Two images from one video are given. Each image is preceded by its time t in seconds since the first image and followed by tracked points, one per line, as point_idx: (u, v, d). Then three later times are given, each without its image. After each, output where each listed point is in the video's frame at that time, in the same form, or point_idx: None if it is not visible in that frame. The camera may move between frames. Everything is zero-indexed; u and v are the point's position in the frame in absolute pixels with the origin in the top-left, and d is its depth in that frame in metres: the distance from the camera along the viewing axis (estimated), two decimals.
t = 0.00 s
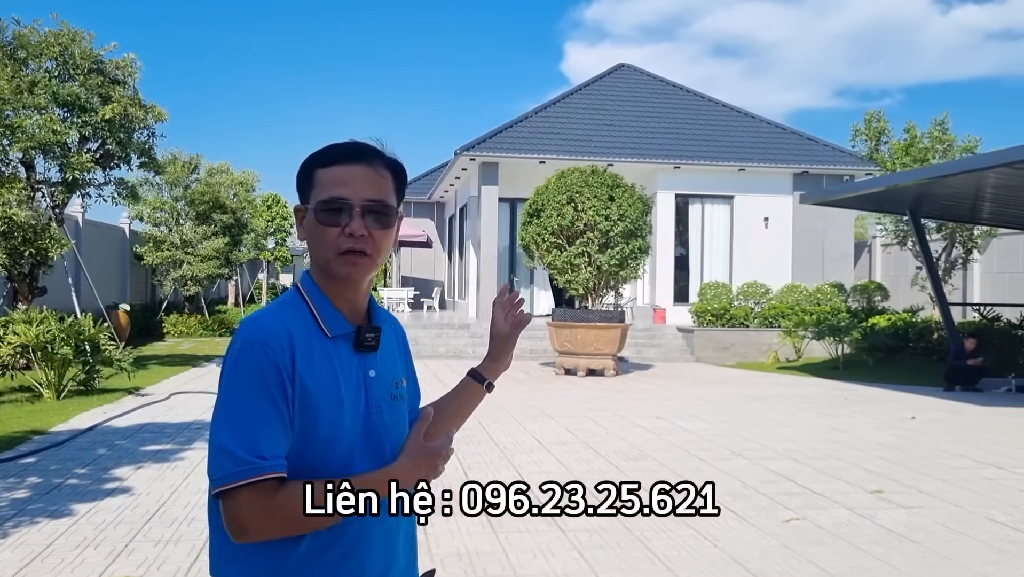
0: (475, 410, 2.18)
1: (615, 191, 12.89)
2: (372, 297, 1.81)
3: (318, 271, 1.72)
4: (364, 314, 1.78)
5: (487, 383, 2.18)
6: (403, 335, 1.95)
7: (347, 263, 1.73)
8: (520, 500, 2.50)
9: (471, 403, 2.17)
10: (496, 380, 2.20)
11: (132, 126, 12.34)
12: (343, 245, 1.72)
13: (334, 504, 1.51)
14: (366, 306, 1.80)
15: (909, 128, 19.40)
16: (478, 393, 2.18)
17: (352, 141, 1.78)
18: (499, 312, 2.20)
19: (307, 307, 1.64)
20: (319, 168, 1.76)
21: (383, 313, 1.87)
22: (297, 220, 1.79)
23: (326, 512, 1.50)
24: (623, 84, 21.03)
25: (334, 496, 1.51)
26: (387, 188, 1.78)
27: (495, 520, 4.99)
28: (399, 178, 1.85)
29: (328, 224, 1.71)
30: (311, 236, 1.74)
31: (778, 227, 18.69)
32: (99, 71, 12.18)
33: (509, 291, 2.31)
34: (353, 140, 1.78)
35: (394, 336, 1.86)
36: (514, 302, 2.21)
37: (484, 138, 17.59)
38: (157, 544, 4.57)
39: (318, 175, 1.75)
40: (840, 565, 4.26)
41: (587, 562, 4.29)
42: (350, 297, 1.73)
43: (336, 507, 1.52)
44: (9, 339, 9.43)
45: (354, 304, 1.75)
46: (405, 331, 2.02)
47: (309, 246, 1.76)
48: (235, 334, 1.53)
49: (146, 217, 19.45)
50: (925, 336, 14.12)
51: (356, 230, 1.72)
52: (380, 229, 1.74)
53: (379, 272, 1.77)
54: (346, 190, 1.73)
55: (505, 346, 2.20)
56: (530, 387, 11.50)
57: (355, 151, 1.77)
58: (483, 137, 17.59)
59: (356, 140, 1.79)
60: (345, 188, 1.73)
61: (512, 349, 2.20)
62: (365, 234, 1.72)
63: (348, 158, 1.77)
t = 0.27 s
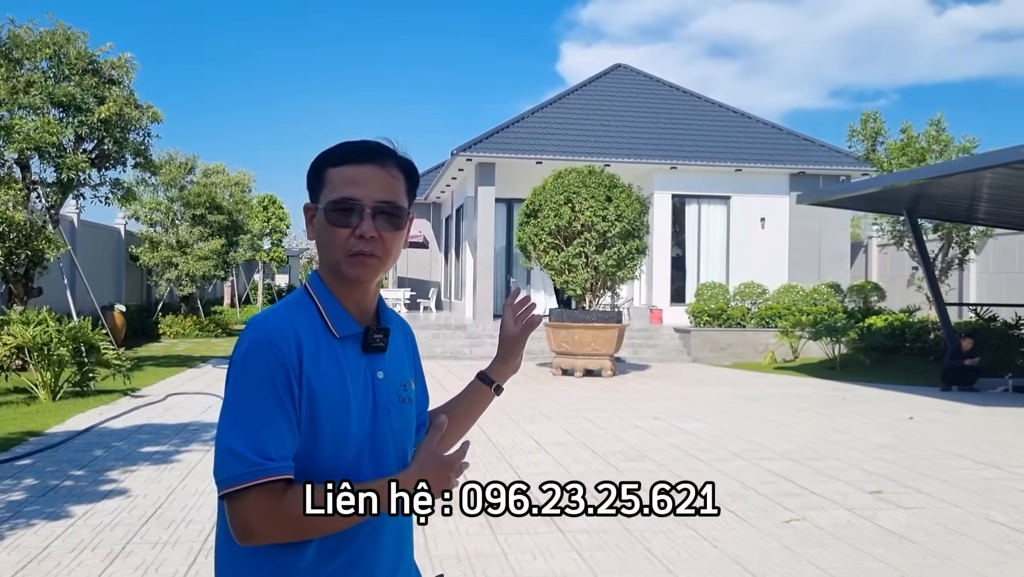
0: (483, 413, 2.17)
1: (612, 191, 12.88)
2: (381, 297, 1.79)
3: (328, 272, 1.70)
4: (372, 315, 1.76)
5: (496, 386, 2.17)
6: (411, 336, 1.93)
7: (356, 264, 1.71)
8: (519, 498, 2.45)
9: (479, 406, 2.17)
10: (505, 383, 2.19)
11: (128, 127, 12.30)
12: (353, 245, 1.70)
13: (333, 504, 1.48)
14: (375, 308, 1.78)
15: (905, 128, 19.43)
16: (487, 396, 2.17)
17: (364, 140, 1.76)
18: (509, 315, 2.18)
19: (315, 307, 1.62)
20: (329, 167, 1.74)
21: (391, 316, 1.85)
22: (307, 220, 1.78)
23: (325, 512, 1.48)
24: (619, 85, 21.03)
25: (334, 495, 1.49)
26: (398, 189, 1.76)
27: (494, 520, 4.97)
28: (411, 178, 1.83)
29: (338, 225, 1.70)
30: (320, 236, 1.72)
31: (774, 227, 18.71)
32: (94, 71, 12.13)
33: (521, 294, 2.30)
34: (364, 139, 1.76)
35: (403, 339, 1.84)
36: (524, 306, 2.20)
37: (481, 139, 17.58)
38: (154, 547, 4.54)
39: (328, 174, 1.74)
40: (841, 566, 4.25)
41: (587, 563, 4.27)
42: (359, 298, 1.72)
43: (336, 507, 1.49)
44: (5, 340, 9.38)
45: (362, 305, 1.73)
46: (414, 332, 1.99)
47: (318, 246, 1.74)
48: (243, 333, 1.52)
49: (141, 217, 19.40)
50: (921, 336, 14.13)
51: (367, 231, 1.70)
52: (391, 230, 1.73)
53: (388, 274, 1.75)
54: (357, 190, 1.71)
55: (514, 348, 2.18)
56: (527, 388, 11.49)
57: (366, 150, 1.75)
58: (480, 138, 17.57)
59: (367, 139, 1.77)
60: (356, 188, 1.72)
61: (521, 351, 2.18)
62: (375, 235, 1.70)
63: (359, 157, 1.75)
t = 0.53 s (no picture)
0: (489, 417, 2.16)
1: (610, 191, 12.86)
2: (386, 299, 1.77)
3: (332, 273, 1.69)
4: (377, 317, 1.74)
5: (502, 390, 2.15)
6: (417, 339, 1.92)
7: (360, 265, 1.69)
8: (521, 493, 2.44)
9: (485, 409, 2.15)
10: (512, 386, 2.17)
11: (124, 126, 12.27)
12: (357, 245, 1.68)
13: (333, 504, 1.46)
14: (380, 310, 1.77)
15: (902, 128, 19.44)
16: (493, 400, 2.15)
17: (369, 138, 1.74)
18: (517, 317, 2.16)
19: (319, 309, 1.61)
20: (333, 166, 1.73)
21: (397, 317, 1.83)
22: (311, 219, 1.76)
23: (326, 511, 1.45)
24: (616, 84, 21.02)
25: (334, 496, 1.46)
26: (404, 188, 1.74)
27: (492, 522, 4.96)
28: (416, 177, 1.81)
29: (342, 224, 1.67)
30: (324, 237, 1.71)
31: (771, 227, 18.71)
32: (90, 70, 12.10)
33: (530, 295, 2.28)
34: (369, 137, 1.74)
35: (408, 342, 1.83)
36: (534, 308, 2.17)
37: (478, 138, 17.55)
38: (150, 548, 4.52)
39: (333, 173, 1.72)
40: (840, 567, 4.23)
41: (586, 565, 4.25)
42: (363, 299, 1.70)
43: (336, 508, 1.46)
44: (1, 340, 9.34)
45: (367, 306, 1.71)
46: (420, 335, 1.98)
47: (323, 247, 1.73)
48: (244, 335, 1.50)
49: (137, 217, 19.35)
50: (918, 336, 14.14)
51: (371, 230, 1.68)
52: (396, 230, 1.71)
53: (393, 274, 1.73)
54: (362, 189, 1.69)
55: (524, 350, 2.17)
56: (524, 388, 11.47)
57: (371, 149, 1.73)
58: (477, 137, 17.55)
59: (372, 137, 1.75)
60: (360, 187, 1.70)
61: (530, 354, 2.16)
62: (380, 235, 1.68)
63: (363, 156, 1.73)
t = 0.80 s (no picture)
0: (494, 421, 2.13)
1: (605, 191, 12.84)
2: (387, 302, 1.74)
3: (331, 274, 1.66)
4: (377, 319, 1.71)
5: (507, 395, 2.11)
6: (419, 342, 1.89)
7: (361, 266, 1.66)
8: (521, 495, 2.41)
9: (490, 414, 2.12)
10: (517, 391, 2.14)
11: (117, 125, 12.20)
12: (358, 246, 1.65)
13: (333, 503, 1.42)
14: (381, 312, 1.74)
15: (897, 128, 19.46)
16: (498, 405, 2.12)
17: (370, 136, 1.71)
18: (523, 321, 2.12)
19: (318, 311, 1.58)
20: (334, 165, 1.70)
21: (398, 320, 1.80)
22: (311, 219, 1.73)
23: (325, 511, 1.42)
24: (612, 84, 21.01)
25: (334, 497, 1.42)
26: (405, 188, 1.71)
27: (489, 524, 4.93)
28: (418, 176, 1.78)
29: (343, 225, 1.64)
30: (324, 237, 1.67)
31: (767, 227, 18.70)
32: (83, 69, 12.03)
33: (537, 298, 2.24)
34: (370, 135, 1.71)
35: (409, 346, 1.79)
36: (540, 311, 2.14)
37: (473, 138, 17.52)
38: (143, 551, 4.47)
39: (333, 173, 1.69)
40: (839, 569, 4.21)
41: (583, 567, 4.22)
42: (364, 301, 1.67)
43: (336, 507, 1.42)
44: None
45: (367, 309, 1.68)
46: (422, 338, 1.95)
47: (322, 248, 1.70)
48: (242, 338, 1.47)
49: (131, 217, 19.27)
50: (914, 336, 14.13)
51: (372, 231, 1.64)
52: (397, 231, 1.68)
53: (394, 276, 1.70)
54: (363, 189, 1.66)
55: (529, 354, 2.13)
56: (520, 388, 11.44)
57: (372, 148, 1.70)
58: (472, 137, 17.51)
59: (373, 136, 1.72)
60: (361, 188, 1.67)
61: (536, 357, 2.13)
62: (381, 236, 1.65)
63: (365, 155, 1.70)
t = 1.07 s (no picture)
0: (503, 427, 2.09)
1: (604, 191, 12.81)
2: (393, 303, 1.72)
3: (337, 274, 1.64)
4: (383, 321, 1.69)
5: (516, 399, 2.09)
6: (426, 346, 1.87)
7: (367, 265, 1.64)
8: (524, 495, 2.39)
9: (499, 420, 2.09)
10: (525, 396, 2.11)
11: (115, 125, 12.15)
12: (363, 245, 1.63)
13: (333, 503, 1.39)
14: (386, 314, 1.72)
15: (896, 128, 19.45)
16: (507, 410, 2.09)
17: (374, 133, 1.69)
18: (532, 323, 2.10)
19: (324, 314, 1.56)
20: (337, 164, 1.67)
21: (404, 322, 1.78)
22: (314, 219, 1.71)
23: (326, 512, 1.39)
24: (610, 84, 20.99)
25: (334, 496, 1.40)
26: (409, 185, 1.70)
27: (488, 526, 4.90)
28: (421, 174, 1.76)
29: (348, 224, 1.62)
30: (328, 237, 1.65)
31: (765, 227, 18.69)
32: (81, 68, 11.98)
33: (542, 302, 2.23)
34: (374, 133, 1.69)
35: (417, 348, 1.77)
36: (548, 314, 2.12)
37: (471, 138, 17.49)
38: (140, 554, 4.43)
39: (336, 171, 1.67)
40: (842, 572, 4.18)
41: (584, 570, 4.19)
42: (370, 302, 1.64)
43: (336, 507, 1.39)
44: None
45: (374, 310, 1.66)
46: (429, 343, 1.93)
47: (327, 248, 1.67)
48: (245, 343, 1.45)
49: (129, 217, 19.22)
50: (913, 337, 14.10)
51: (377, 230, 1.62)
52: (403, 229, 1.66)
53: (400, 275, 1.68)
54: (367, 187, 1.65)
55: (537, 358, 2.12)
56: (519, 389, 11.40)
57: (376, 145, 1.68)
58: (471, 137, 17.48)
59: (377, 133, 1.70)
60: (365, 186, 1.65)
61: (544, 361, 2.11)
62: (387, 234, 1.63)
63: (369, 152, 1.68)
